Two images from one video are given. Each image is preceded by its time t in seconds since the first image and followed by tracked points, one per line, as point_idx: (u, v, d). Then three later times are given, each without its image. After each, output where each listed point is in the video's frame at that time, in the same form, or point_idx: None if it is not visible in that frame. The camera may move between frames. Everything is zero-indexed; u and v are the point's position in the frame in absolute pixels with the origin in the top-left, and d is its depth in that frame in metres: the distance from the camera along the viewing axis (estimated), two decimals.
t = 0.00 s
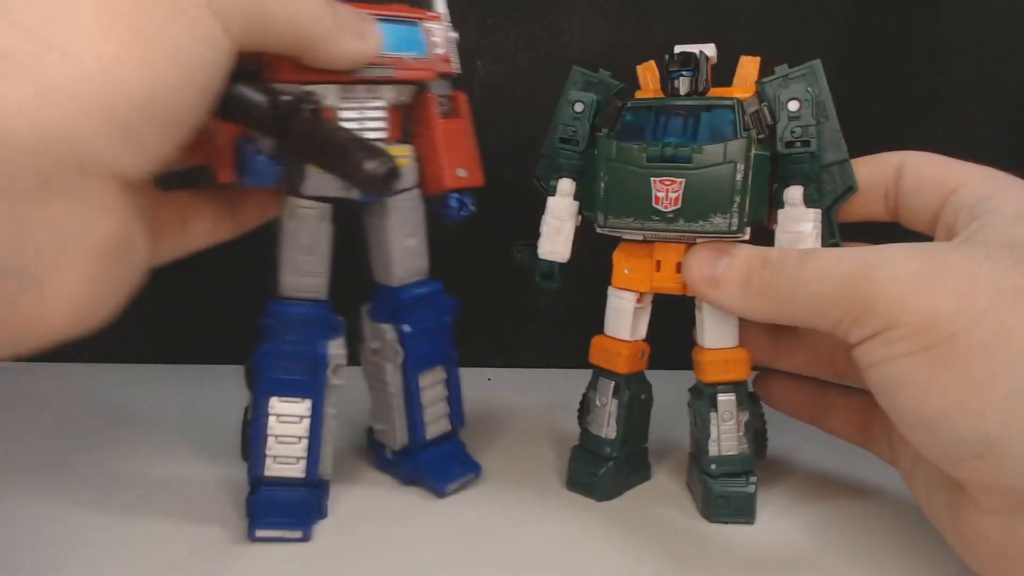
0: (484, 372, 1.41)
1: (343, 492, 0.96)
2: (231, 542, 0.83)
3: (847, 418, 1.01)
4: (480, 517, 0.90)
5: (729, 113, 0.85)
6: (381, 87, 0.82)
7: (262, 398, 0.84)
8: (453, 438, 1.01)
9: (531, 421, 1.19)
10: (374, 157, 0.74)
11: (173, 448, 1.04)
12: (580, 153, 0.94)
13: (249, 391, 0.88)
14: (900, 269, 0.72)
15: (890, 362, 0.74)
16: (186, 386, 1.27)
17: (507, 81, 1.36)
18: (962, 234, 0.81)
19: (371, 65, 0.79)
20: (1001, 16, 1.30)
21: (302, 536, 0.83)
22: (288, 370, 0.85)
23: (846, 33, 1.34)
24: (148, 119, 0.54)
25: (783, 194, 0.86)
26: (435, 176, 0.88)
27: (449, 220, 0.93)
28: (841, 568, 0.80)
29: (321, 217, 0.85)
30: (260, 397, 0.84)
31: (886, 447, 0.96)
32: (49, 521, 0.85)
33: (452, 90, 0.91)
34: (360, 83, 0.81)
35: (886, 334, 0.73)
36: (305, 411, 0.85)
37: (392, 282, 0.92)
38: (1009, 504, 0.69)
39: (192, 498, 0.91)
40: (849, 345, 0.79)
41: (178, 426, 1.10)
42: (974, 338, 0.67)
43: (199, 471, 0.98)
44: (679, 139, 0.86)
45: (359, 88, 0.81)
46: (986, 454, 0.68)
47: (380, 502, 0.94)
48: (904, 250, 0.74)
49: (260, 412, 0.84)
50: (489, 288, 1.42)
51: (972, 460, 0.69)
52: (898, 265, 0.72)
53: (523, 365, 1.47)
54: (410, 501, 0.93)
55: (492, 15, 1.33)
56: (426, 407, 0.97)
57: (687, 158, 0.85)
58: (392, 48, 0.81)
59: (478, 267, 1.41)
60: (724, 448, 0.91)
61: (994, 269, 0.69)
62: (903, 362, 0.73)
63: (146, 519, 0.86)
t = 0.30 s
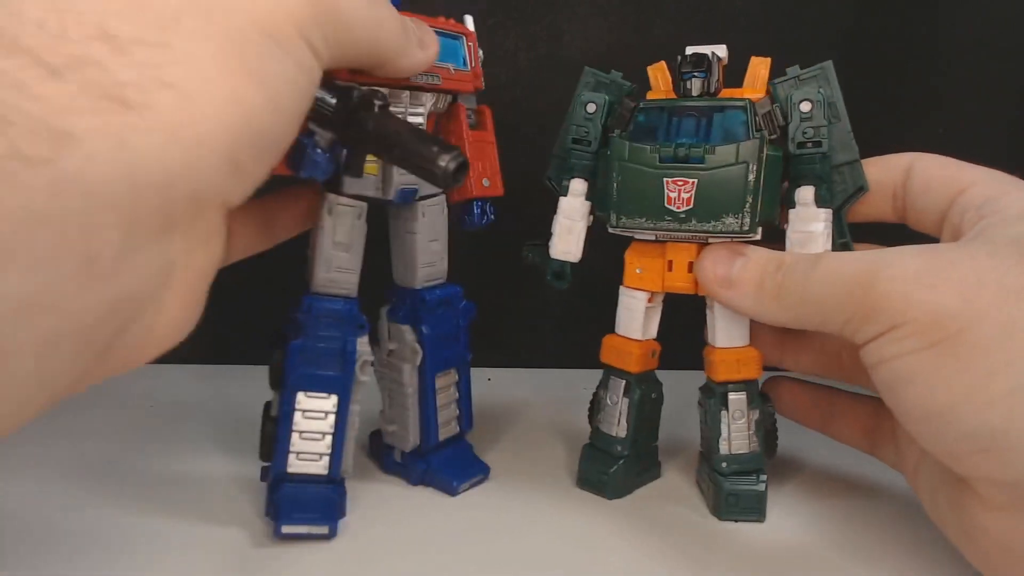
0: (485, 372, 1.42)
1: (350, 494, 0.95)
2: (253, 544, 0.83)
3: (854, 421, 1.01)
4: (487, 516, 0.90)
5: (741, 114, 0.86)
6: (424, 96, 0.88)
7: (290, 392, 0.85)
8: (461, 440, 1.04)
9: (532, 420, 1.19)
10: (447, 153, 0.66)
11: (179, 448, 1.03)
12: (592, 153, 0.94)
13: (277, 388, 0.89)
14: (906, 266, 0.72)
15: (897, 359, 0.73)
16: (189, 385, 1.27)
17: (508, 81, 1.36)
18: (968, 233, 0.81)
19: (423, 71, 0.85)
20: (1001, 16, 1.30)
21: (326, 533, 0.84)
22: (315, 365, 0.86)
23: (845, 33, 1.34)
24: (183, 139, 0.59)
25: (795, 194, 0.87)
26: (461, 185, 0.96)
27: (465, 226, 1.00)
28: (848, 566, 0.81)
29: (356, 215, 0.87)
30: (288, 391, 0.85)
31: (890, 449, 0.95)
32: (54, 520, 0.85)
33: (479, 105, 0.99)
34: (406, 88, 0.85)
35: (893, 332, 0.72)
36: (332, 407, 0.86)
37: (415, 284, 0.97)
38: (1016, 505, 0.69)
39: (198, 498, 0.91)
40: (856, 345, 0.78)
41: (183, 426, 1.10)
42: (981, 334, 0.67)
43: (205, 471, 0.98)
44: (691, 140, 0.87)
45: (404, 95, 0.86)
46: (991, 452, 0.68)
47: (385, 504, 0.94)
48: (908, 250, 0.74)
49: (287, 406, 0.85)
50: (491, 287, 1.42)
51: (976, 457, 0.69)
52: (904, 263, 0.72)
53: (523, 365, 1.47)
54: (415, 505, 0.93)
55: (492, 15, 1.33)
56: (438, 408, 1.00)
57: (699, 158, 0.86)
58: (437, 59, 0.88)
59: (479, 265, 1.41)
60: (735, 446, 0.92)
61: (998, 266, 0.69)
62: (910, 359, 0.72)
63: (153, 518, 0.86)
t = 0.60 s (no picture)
0: (484, 372, 1.42)
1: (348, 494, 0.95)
2: (254, 544, 0.83)
3: (856, 424, 1.00)
4: (487, 516, 0.90)
5: (740, 115, 0.86)
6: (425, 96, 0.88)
7: (290, 391, 0.85)
8: (461, 441, 1.04)
9: (533, 420, 1.19)
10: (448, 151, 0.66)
11: (178, 449, 1.03)
12: (591, 154, 0.94)
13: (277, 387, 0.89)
14: (907, 265, 0.72)
15: (897, 358, 0.73)
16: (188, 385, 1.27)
17: (508, 81, 1.36)
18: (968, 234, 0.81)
19: (422, 71, 0.85)
20: (1001, 16, 1.30)
21: (326, 533, 0.84)
22: (315, 364, 0.86)
23: (846, 33, 1.34)
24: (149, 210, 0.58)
25: (794, 195, 0.87)
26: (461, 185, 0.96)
27: (467, 227, 1.00)
28: (848, 566, 0.80)
29: (357, 215, 0.88)
30: (288, 390, 0.85)
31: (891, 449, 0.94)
32: (53, 519, 0.85)
33: (480, 105, 0.99)
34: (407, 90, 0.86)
35: (893, 331, 0.72)
36: (332, 407, 0.86)
37: (415, 284, 0.97)
38: (1017, 505, 0.69)
39: (197, 498, 0.91)
40: (857, 344, 0.78)
41: (182, 427, 1.09)
42: (982, 333, 0.66)
43: (204, 472, 0.97)
44: (690, 140, 0.87)
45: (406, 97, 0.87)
46: (992, 452, 0.67)
47: (384, 504, 0.93)
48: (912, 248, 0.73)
49: (288, 406, 0.85)
50: (491, 286, 1.42)
51: (977, 457, 0.69)
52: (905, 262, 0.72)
53: (523, 365, 1.47)
54: (413, 504, 0.93)
55: (492, 15, 1.33)
56: (438, 408, 1.00)
57: (698, 158, 0.86)
58: (435, 59, 0.87)
59: (481, 265, 1.41)
60: (733, 446, 0.92)
61: (1001, 265, 0.68)
62: (912, 356, 0.71)
63: (151, 518, 0.86)
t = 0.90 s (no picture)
0: (484, 372, 1.42)
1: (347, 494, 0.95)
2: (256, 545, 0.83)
3: (855, 432, 1.00)
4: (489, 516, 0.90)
5: (737, 114, 0.86)
6: (424, 96, 0.87)
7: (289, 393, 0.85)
8: (461, 441, 1.04)
9: (532, 420, 1.19)
10: (445, 152, 0.66)
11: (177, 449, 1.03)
12: (589, 154, 0.94)
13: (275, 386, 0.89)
14: (905, 279, 0.71)
15: (897, 370, 0.73)
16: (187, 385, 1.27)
17: (508, 81, 1.36)
18: (964, 241, 0.80)
19: (422, 71, 0.84)
20: (1001, 16, 1.29)
21: (327, 533, 0.84)
22: (316, 364, 0.86)
23: (846, 32, 1.34)
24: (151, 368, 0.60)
25: (790, 194, 0.87)
26: (461, 185, 0.96)
27: (466, 227, 1.00)
28: (846, 566, 0.80)
29: (357, 215, 0.88)
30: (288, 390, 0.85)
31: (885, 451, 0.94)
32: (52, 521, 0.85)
33: (480, 105, 0.99)
34: (406, 90, 0.85)
35: (893, 343, 0.72)
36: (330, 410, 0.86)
37: (415, 284, 0.97)
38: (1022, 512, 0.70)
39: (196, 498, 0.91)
40: (856, 358, 0.78)
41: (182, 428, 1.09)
42: (980, 340, 0.67)
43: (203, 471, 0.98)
44: (687, 140, 0.87)
45: (405, 96, 0.86)
46: (993, 459, 0.68)
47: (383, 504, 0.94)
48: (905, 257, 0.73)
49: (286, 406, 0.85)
50: (488, 286, 1.42)
51: (980, 465, 0.70)
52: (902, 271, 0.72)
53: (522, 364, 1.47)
54: (411, 505, 0.93)
55: (492, 15, 1.33)
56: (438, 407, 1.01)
57: (695, 158, 0.86)
58: (435, 59, 0.86)
59: (481, 265, 1.41)
60: (731, 446, 0.92)
61: (997, 273, 0.69)
62: (914, 368, 0.71)
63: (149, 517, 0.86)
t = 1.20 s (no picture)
0: (485, 372, 1.42)
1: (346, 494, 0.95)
2: (253, 544, 0.83)
3: (845, 442, 0.98)
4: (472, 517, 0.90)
5: (723, 115, 0.86)
6: (423, 96, 0.86)
7: (289, 391, 0.84)
8: (461, 442, 1.03)
9: (533, 422, 1.19)
10: (443, 152, 0.65)
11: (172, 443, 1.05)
12: (575, 154, 0.94)
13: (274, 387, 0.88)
14: (887, 299, 0.71)
15: (882, 389, 0.72)
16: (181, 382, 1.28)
17: (508, 81, 1.35)
18: (945, 252, 0.80)
19: (421, 72, 0.83)
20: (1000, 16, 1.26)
21: (324, 534, 0.83)
22: (316, 365, 0.85)
23: (845, 32, 1.34)
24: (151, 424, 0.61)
25: (777, 195, 0.86)
26: (461, 186, 0.96)
27: (465, 227, 1.00)
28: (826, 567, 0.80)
29: (356, 215, 0.87)
30: (287, 390, 0.84)
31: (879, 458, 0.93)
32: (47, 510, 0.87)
33: (479, 106, 0.99)
34: (405, 91, 0.84)
35: (876, 362, 0.71)
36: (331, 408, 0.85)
37: (414, 284, 0.96)
38: (1007, 526, 0.68)
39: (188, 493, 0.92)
40: (844, 378, 0.77)
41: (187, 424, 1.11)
42: (957, 359, 0.66)
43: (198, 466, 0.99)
44: (672, 140, 0.87)
45: (404, 96, 0.85)
46: (975, 475, 0.67)
47: (368, 503, 0.94)
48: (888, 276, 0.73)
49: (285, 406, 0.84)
50: (489, 287, 1.42)
51: (961, 481, 0.69)
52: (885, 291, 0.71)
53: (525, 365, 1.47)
54: (401, 506, 0.93)
55: (492, 16, 1.33)
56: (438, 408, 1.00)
57: (680, 159, 0.86)
58: (435, 60, 0.85)
59: (482, 263, 1.40)
60: (716, 448, 0.92)
61: (972, 288, 0.68)
62: (897, 387, 0.70)
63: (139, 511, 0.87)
